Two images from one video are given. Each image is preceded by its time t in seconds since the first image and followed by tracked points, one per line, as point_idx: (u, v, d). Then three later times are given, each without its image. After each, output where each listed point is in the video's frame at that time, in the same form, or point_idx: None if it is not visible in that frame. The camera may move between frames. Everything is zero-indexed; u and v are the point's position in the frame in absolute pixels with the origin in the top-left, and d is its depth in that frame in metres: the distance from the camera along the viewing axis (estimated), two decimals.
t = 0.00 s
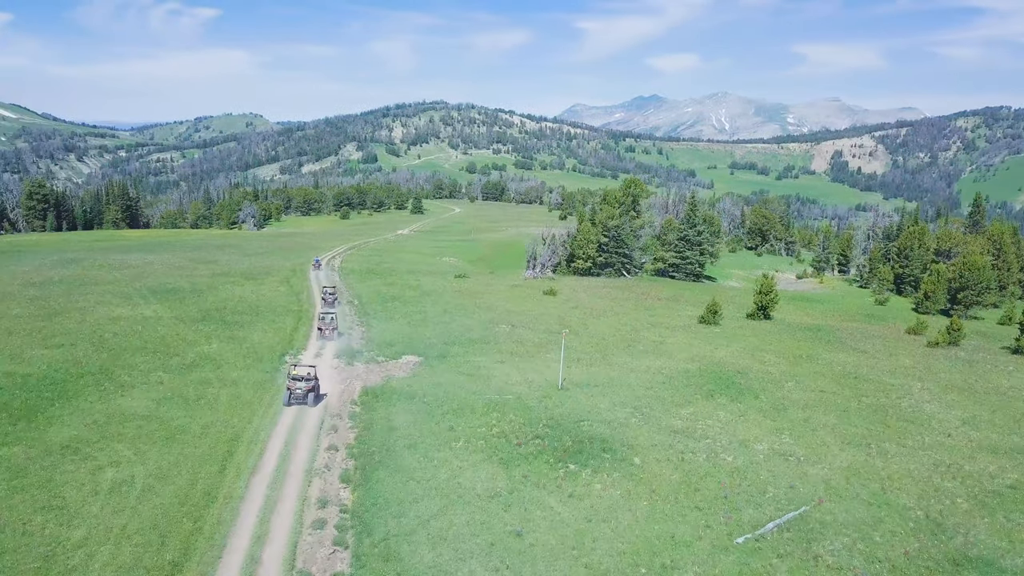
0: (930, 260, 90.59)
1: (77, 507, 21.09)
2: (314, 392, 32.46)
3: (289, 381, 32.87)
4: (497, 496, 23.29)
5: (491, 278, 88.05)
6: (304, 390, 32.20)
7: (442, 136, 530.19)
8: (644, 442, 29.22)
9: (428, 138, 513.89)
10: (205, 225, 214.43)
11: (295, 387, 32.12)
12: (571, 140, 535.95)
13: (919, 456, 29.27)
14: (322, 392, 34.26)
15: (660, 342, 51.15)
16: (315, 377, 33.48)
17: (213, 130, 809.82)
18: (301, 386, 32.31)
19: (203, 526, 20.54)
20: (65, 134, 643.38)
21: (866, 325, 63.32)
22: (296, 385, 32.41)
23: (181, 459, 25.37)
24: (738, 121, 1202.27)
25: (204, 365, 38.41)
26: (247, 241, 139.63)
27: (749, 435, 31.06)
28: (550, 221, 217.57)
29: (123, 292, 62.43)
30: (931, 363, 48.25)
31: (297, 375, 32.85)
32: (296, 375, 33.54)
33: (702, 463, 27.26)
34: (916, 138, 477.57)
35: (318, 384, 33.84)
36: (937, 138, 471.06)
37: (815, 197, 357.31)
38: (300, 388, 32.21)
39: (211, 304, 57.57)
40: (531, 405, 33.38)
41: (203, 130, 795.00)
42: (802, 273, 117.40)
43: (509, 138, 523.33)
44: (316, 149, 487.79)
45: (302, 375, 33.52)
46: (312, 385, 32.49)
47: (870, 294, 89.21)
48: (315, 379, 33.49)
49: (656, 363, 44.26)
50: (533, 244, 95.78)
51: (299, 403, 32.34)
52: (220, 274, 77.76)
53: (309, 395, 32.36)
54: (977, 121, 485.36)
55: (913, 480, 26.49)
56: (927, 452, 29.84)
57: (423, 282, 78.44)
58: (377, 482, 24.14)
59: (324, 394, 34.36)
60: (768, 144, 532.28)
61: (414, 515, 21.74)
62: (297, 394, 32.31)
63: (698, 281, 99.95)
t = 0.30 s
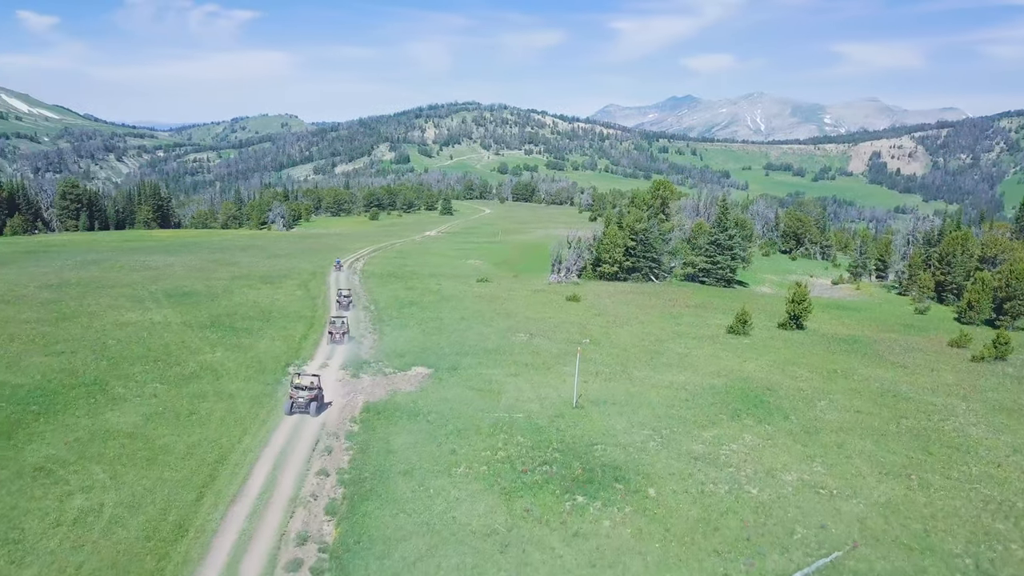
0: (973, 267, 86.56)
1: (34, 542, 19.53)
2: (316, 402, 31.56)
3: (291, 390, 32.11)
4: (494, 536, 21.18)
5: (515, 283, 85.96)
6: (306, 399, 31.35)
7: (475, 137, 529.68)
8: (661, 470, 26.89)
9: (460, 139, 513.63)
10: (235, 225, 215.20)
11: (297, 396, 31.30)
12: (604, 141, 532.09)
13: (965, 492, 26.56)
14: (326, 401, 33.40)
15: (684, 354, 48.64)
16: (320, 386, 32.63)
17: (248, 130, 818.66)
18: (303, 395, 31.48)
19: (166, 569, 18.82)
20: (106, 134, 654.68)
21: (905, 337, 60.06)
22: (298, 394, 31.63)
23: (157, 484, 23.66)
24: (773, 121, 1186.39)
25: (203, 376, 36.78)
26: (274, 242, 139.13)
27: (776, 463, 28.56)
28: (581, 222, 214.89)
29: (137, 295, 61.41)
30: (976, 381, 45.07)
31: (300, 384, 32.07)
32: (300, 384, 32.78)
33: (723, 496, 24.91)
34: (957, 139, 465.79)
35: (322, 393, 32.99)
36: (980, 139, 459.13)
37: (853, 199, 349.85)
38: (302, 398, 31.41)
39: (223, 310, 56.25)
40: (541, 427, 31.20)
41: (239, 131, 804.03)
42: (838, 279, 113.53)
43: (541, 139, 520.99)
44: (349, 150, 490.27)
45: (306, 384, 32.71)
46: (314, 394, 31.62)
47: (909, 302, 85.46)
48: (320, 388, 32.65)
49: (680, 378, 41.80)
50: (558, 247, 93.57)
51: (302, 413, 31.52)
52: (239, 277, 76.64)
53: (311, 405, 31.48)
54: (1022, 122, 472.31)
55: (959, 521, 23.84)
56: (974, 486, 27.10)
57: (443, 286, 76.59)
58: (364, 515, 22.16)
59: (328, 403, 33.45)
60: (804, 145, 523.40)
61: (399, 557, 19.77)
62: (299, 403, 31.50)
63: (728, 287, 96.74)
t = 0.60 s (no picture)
0: (1021, 274, 82.38)
1: None
2: (320, 411, 30.79)
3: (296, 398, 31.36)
4: None
5: (540, 287, 83.78)
6: (310, 409, 30.58)
7: (509, 137, 528.30)
8: (678, 504, 24.55)
9: (494, 139, 512.50)
10: (267, 225, 215.84)
11: (301, 405, 30.52)
12: (639, 142, 527.20)
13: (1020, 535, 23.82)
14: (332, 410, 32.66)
15: (712, 368, 46.00)
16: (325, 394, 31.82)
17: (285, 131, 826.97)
18: (307, 403, 30.70)
19: None
20: (147, 134, 665.56)
21: (949, 350, 56.76)
22: (302, 403, 30.86)
23: (127, 513, 21.93)
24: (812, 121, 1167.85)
25: (201, 388, 35.19)
26: (302, 244, 138.57)
27: (807, 497, 26.04)
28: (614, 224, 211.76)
29: (153, 298, 60.40)
30: None
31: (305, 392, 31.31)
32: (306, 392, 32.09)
33: (747, 537, 22.56)
34: (1004, 140, 452.98)
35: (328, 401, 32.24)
36: None
37: (894, 201, 341.66)
38: (306, 407, 30.65)
39: (236, 315, 54.90)
40: (550, 451, 29.01)
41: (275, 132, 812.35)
42: (877, 285, 109.52)
43: (575, 140, 517.65)
44: (384, 151, 491.96)
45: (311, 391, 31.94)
46: (319, 403, 30.87)
47: (953, 311, 81.57)
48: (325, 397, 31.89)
49: (705, 395, 39.31)
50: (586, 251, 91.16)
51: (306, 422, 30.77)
52: (259, 280, 75.47)
53: (315, 414, 30.71)
54: None
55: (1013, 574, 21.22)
56: None
57: (466, 291, 74.73)
58: (346, 555, 20.23)
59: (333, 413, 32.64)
60: (844, 146, 513.22)
61: None
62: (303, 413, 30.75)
63: (762, 293, 93.49)
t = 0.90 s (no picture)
0: None
1: None
2: (324, 422, 30.54)
3: (300, 408, 31.11)
4: None
5: (565, 293, 81.54)
6: (314, 420, 30.30)
7: (542, 137, 526.23)
8: (694, 545, 22.23)
9: (527, 139, 510.70)
10: (298, 225, 216.34)
11: (305, 416, 30.25)
12: (673, 142, 521.60)
13: None
14: (336, 418, 32.40)
15: (739, 383, 43.40)
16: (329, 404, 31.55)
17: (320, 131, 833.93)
18: (311, 414, 30.44)
19: None
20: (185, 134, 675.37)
21: (995, 365, 53.36)
22: (307, 413, 30.56)
23: (88, 550, 20.32)
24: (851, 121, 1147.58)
25: (195, 402, 33.55)
26: (328, 245, 137.93)
27: (839, 538, 23.53)
28: (645, 226, 208.54)
29: (166, 302, 59.31)
30: None
31: (308, 402, 31.06)
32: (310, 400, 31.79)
33: None
34: None
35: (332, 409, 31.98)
36: None
37: (935, 203, 333.06)
38: (310, 418, 30.38)
39: (248, 320, 53.52)
40: (557, 479, 26.79)
41: (311, 132, 819.40)
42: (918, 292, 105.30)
43: (608, 140, 513.76)
44: (418, 151, 493.28)
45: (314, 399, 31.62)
46: (323, 414, 30.61)
47: (999, 321, 77.60)
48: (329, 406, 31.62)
49: (730, 414, 36.78)
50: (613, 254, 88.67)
51: (310, 433, 30.51)
52: (277, 283, 74.26)
53: (319, 425, 30.46)
54: None
55: None
56: None
57: (487, 296, 72.76)
58: None
59: (337, 420, 32.38)
60: (884, 146, 502.37)
61: None
62: (307, 423, 30.50)
63: (797, 299, 90.08)
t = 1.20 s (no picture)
0: None
1: None
2: (332, 429, 30.43)
3: (308, 414, 30.93)
4: None
5: (593, 299, 79.12)
6: (323, 428, 30.11)
7: (579, 138, 522.45)
8: None
9: (564, 140, 507.59)
10: (332, 226, 216.57)
11: (313, 425, 30.06)
12: (712, 142, 514.35)
13: None
14: (345, 423, 32.29)
15: (771, 402, 40.68)
16: (337, 409, 31.43)
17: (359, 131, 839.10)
18: (319, 422, 30.26)
19: None
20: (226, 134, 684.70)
21: None
22: (315, 421, 30.38)
23: None
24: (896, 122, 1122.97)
25: (190, 417, 31.91)
26: (358, 246, 136.99)
27: None
28: (681, 228, 204.67)
29: (182, 306, 58.25)
30: None
31: (316, 408, 30.89)
32: (318, 406, 31.65)
33: None
34: None
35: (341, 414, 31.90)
36: None
37: (984, 206, 322.81)
38: (319, 426, 30.20)
39: (262, 326, 52.07)
40: (565, 512, 24.59)
41: (349, 133, 825.57)
42: (966, 300, 100.75)
43: (646, 140, 508.20)
44: (455, 151, 493.24)
45: (321, 404, 31.44)
46: (331, 422, 30.46)
47: None
48: (337, 412, 31.49)
49: (760, 437, 34.21)
50: (644, 258, 85.80)
51: (318, 441, 30.37)
52: (299, 286, 72.96)
53: (327, 433, 30.32)
54: None
55: None
56: None
57: (512, 301, 70.67)
58: None
59: (347, 426, 32.29)
60: (931, 147, 489.15)
61: None
62: (315, 431, 30.33)
63: (836, 306, 86.48)
